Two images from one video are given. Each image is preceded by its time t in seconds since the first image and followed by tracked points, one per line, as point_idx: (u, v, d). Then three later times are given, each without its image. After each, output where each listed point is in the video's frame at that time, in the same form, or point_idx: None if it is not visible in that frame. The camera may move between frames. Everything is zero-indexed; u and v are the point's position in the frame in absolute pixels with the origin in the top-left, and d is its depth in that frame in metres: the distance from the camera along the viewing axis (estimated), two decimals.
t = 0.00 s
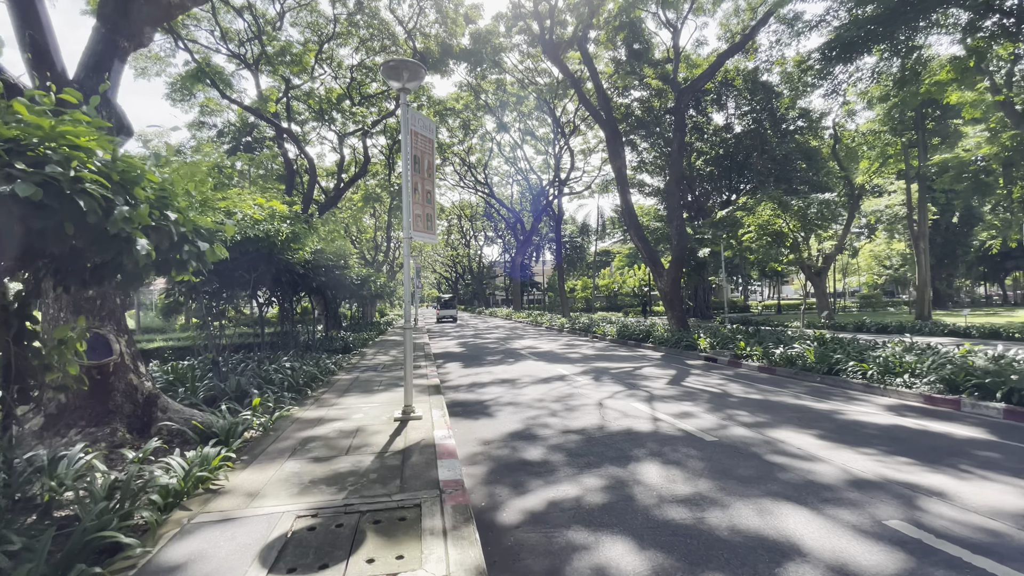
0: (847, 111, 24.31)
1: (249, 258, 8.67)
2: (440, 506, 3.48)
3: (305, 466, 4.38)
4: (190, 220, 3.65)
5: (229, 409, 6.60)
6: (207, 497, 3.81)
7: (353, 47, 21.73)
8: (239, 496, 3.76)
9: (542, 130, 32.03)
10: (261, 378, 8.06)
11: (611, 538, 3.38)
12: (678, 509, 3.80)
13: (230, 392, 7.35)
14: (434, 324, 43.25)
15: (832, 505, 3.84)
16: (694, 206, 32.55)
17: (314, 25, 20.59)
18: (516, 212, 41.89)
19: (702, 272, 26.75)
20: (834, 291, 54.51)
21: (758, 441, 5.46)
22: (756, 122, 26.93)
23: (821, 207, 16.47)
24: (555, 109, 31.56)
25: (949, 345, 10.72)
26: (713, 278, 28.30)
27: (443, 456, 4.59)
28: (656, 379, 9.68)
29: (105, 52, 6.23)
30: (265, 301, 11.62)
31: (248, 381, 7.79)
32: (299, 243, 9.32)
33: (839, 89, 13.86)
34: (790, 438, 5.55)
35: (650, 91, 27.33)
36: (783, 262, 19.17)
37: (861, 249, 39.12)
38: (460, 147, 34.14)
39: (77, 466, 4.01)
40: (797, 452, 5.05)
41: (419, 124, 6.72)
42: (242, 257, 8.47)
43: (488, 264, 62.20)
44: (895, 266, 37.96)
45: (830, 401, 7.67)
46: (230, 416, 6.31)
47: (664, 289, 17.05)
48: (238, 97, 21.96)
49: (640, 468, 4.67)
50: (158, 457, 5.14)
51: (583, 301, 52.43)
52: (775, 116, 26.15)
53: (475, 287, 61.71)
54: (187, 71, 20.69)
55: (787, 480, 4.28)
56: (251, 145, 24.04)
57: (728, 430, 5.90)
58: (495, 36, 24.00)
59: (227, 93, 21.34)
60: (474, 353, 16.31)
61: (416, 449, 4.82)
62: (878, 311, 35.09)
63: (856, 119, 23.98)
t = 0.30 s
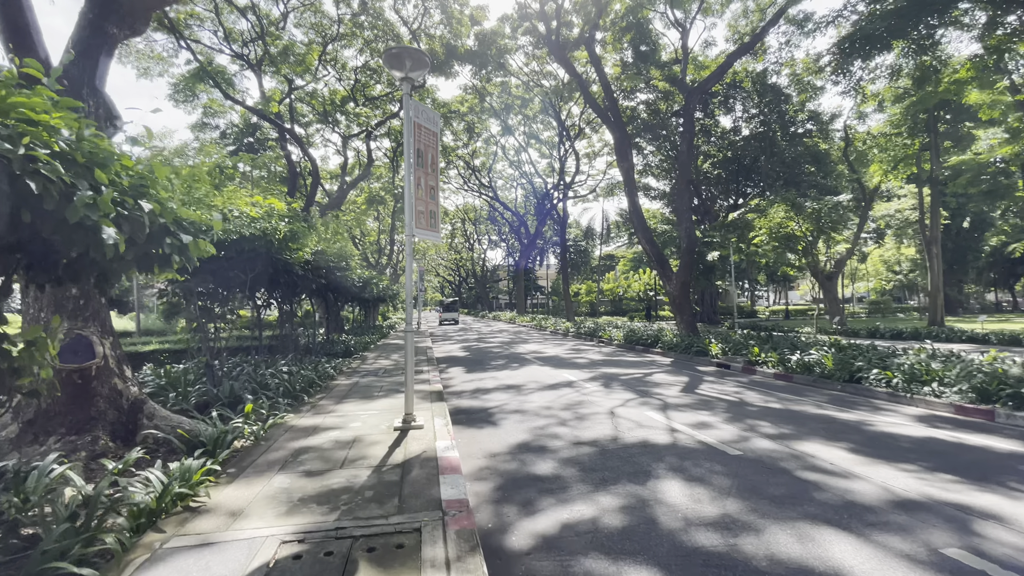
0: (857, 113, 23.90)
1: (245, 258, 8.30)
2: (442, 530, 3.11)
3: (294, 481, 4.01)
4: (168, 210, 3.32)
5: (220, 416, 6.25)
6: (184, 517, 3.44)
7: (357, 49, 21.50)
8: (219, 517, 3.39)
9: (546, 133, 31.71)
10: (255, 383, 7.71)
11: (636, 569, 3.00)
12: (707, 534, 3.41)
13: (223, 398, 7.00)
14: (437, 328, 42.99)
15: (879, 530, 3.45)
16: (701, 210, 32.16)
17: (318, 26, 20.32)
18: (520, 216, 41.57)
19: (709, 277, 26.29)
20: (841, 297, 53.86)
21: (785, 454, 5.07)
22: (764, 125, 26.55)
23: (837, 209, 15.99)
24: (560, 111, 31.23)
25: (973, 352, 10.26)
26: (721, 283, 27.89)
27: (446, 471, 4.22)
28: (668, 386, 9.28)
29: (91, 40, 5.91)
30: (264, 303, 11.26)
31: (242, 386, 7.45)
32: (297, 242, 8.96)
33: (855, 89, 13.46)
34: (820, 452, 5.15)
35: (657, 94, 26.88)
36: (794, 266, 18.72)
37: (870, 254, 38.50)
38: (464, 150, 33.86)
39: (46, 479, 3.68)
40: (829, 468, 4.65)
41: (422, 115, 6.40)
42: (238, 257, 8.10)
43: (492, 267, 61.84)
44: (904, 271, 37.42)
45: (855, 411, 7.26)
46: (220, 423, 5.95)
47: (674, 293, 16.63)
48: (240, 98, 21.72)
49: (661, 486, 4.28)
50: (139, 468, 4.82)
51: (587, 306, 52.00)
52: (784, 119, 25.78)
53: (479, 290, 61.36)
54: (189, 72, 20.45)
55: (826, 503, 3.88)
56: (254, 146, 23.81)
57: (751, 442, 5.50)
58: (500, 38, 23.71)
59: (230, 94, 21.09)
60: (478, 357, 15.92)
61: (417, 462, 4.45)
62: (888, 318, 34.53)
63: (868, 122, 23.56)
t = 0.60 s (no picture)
0: (871, 113, 23.37)
1: (243, 260, 7.96)
2: (447, 571, 2.74)
3: (286, 506, 3.65)
4: (142, 205, 3.01)
5: (212, 428, 5.92)
6: (159, 549, 3.09)
7: (362, 50, 21.22)
8: (198, 550, 3.03)
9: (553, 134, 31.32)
10: (251, 390, 7.36)
11: None
12: (746, 571, 3.01)
13: (217, 407, 6.66)
14: (442, 331, 42.66)
15: (938, 567, 3.05)
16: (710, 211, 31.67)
17: (322, 27, 20.00)
18: (526, 218, 41.19)
19: (719, 280, 25.79)
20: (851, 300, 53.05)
21: (820, 474, 4.65)
22: (774, 125, 26.05)
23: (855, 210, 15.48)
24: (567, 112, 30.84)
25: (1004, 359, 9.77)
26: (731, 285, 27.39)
27: (451, 494, 3.84)
28: (684, 394, 8.86)
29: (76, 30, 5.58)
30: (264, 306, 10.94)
31: (238, 393, 7.11)
32: (297, 243, 8.62)
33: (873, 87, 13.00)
34: (856, 470, 4.73)
35: (665, 94, 25.98)
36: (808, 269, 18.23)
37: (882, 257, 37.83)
38: (470, 151, 33.53)
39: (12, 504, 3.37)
40: (870, 490, 4.24)
41: (427, 109, 6.03)
42: (235, 257, 7.76)
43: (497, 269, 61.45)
44: (916, 273, 36.75)
45: (885, 423, 6.81)
46: (210, 435, 5.62)
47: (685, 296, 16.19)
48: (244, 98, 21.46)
49: (688, 512, 3.88)
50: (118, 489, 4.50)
51: (594, 308, 51.51)
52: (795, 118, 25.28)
53: (484, 293, 60.97)
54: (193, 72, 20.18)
55: (875, 533, 3.47)
56: (258, 147, 23.55)
57: (781, 459, 5.07)
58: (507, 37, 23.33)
59: (233, 94, 20.82)
60: (484, 362, 15.54)
61: (420, 483, 4.07)
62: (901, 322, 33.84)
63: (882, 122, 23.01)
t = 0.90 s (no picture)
0: (882, 113, 22.93)
1: (240, 259, 7.63)
2: None
3: (276, 528, 3.28)
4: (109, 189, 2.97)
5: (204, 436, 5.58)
6: None
7: (365, 50, 20.96)
8: None
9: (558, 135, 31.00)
10: (247, 395, 7.03)
11: None
12: None
13: (210, 414, 6.32)
14: (447, 333, 42.33)
15: None
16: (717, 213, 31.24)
17: (325, 27, 19.72)
18: (531, 220, 40.84)
19: (728, 283, 25.36)
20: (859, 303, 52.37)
21: (860, 490, 4.27)
22: (782, 126, 25.63)
23: (871, 210, 15.02)
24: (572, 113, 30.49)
25: None
26: (740, 288, 26.96)
27: (460, 515, 3.46)
28: (699, 400, 8.47)
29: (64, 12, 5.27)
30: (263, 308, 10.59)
31: (234, 399, 6.78)
32: (296, 242, 8.27)
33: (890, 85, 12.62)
34: (901, 487, 4.33)
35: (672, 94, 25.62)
36: (822, 271, 17.78)
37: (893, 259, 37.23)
38: (473, 153, 33.25)
39: None
40: (920, 509, 3.84)
41: (433, 97, 5.70)
42: (233, 256, 7.44)
43: (500, 272, 61.09)
44: (927, 275, 36.15)
45: (919, 432, 6.40)
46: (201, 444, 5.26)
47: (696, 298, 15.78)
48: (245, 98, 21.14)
49: (722, 534, 3.50)
50: (99, 503, 4.18)
51: (599, 311, 51.09)
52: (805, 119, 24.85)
53: (488, 296, 60.60)
54: (195, 73, 19.94)
55: (938, 561, 3.08)
56: (261, 148, 23.34)
57: (815, 473, 4.69)
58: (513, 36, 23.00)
59: (236, 95, 20.56)
60: (490, 365, 15.15)
61: (425, 500, 3.71)
62: (912, 325, 33.25)
63: (894, 122, 22.57)
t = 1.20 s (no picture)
0: (896, 110, 22.44)
1: (237, 258, 7.33)
2: None
3: (269, 556, 2.97)
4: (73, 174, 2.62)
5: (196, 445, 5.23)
6: None
7: (369, 47, 20.63)
8: None
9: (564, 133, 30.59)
10: (244, 400, 6.69)
11: None
12: None
13: (205, 420, 5.98)
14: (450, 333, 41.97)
15: None
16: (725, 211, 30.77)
17: (329, 24, 19.39)
18: (535, 219, 40.43)
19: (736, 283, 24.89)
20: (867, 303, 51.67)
21: (908, 513, 3.94)
22: (793, 123, 25.17)
23: (890, 208, 14.58)
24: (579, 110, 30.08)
25: None
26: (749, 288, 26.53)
27: (471, 542, 3.14)
28: (716, 406, 8.11)
29: None
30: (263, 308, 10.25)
31: (230, 405, 6.45)
32: (296, 239, 7.93)
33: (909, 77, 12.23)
34: (952, 509, 3.99)
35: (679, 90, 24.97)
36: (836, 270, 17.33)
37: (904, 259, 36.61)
38: (477, 151, 32.88)
39: None
40: (979, 537, 3.50)
41: (438, 85, 5.36)
42: (229, 255, 7.13)
43: (504, 271, 60.67)
44: (939, 275, 35.54)
45: (955, 444, 6.05)
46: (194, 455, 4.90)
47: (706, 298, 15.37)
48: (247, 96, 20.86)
49: (764, 563, 3.17)
50: (77, 523, 3.82)
51: (603, 310, 50.68)
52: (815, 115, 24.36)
53: (492, 295, 60.23)
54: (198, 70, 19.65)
55: None
56: (264, 145, 23.05)
57: (854, 492, 4.35)
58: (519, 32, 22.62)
59: (238, 92, 20.26)
60: (496, 367, 14.79)
61: (432, 524, 3.38)
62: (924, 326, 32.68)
63: (909, 118, 22.07)
